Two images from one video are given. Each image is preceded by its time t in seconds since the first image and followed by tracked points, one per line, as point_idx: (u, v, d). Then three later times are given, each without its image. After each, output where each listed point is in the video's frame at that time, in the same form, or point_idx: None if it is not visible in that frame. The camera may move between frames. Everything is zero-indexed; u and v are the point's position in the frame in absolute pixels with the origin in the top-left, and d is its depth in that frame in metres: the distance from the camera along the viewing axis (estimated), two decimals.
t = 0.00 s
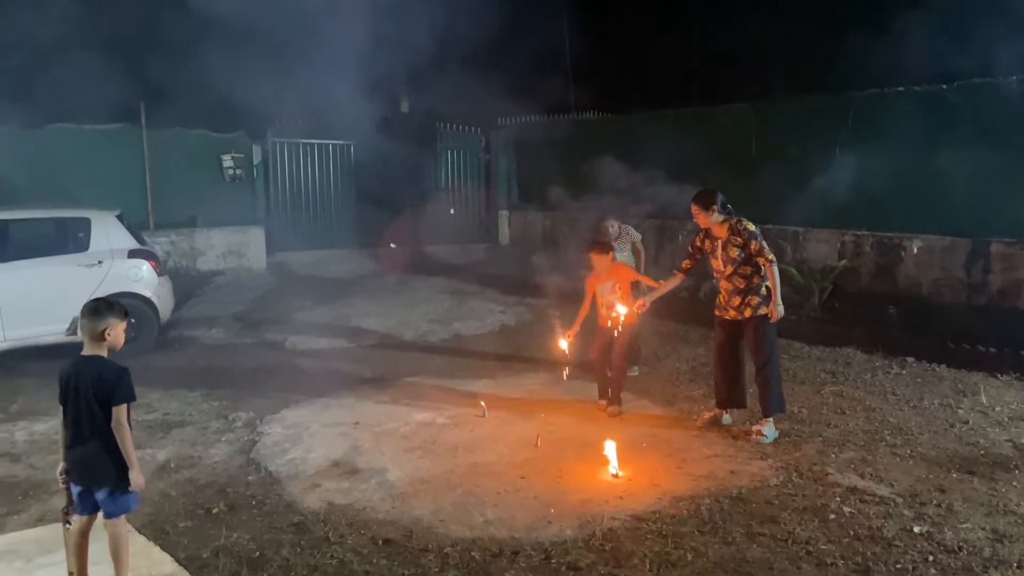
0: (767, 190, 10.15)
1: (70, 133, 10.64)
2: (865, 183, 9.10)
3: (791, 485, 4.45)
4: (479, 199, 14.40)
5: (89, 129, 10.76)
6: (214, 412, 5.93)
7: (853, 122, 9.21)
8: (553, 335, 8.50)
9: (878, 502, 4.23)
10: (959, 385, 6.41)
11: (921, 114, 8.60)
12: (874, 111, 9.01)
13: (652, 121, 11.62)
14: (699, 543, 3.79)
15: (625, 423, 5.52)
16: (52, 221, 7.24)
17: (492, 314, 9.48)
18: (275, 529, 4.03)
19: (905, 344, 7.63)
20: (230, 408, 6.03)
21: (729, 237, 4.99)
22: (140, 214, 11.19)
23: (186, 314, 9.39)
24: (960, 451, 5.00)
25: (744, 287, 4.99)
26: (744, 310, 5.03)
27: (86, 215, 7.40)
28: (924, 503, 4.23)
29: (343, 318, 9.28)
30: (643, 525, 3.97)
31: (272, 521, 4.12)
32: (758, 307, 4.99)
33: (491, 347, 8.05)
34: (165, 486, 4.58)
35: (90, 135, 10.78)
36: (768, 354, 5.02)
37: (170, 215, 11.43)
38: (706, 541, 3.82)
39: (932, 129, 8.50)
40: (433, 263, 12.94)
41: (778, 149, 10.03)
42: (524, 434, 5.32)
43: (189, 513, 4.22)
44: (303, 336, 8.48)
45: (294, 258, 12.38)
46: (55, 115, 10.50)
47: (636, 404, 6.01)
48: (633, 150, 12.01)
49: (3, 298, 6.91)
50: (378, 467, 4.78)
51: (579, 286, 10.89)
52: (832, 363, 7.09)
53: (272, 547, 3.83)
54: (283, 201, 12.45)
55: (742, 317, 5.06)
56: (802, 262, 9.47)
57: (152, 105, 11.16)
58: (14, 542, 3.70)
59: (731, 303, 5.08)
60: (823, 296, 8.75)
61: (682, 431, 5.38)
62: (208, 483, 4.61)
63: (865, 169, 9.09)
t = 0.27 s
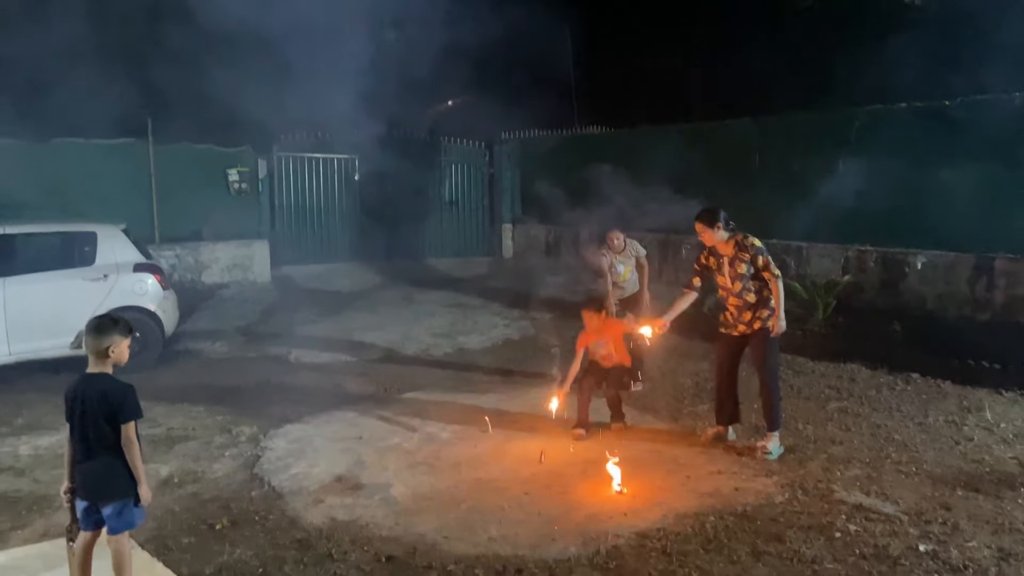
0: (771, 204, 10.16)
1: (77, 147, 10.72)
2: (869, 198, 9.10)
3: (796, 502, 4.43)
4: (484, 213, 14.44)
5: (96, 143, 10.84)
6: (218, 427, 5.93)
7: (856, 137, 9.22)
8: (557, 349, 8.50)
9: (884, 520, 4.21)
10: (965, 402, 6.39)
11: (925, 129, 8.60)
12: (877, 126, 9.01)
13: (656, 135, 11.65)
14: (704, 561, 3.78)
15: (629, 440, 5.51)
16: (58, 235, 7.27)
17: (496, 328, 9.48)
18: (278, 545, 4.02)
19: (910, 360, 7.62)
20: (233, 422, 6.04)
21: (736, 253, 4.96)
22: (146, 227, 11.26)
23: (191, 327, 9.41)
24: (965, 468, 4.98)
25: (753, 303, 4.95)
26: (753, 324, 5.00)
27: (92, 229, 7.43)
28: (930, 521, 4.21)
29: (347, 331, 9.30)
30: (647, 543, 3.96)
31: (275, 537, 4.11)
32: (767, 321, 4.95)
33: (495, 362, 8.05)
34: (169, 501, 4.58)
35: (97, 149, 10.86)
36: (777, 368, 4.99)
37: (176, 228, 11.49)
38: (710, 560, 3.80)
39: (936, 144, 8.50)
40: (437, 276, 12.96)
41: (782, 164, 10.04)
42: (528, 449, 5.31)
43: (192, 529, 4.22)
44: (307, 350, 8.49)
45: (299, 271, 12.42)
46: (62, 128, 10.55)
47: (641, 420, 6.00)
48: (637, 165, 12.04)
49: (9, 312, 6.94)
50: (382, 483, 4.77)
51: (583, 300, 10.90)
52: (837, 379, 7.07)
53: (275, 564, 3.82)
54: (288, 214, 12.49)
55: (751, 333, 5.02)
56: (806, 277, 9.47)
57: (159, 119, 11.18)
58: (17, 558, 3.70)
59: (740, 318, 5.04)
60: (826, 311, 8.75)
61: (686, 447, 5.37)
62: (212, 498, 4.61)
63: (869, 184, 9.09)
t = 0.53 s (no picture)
0: (773, 209, 10.15)
1: (79, 150, 10.76)
2: (872, 203, 9.09)
3: (799, 509, 4.41)
4: (486, 217, 14.44)
5: (98, 146, 10.88)
6: (219, 431, 5.91)
7: (859, 142, 9.20)
8: (558, 354, 8.49)
9: (887, 527, 4.19)
10: (968, 408, 6.36)
11: (928, 134, 8.59)
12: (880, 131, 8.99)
13: (658, 139, 11.65)
14: (706, 568, 3.76)
15: (631, 445, 5.49)
16: (60, 239, 7.26)
17: (497, 332, 9.47)
18: (279, 550, 4.01)
19: (913, 366, 7.60)
20: (234, 427, 6.02)
21: (765, 258, 4.95)
22: (148, 231, 11.28)
23: (192, 331, 9.40)
24: (969, 475, 4.96)
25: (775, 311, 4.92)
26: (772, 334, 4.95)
27: (93, 232, 7.42)
28: (934, 528, 4.19)
29: (348, 335, 9.28)
30: (649, 549, 3.94)
31: (276, 542, 4.09)
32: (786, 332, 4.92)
33: (496, 366, 8.03)
34: (169, 505, 4.57)
35: (99, 152, 10.90)
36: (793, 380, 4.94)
37: (178, 232, 11.51)
38: (713, 566, 3.78)
39: (940, 149, 8.48)
40: (439, 281, 12.94)
41: (784, 169, 10.03)
42: (530, 455, 5.29)
43: (193, 533, 4.20)
44: (308, 354, 8.48)
45: (300, 275, 12.41)
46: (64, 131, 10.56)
47: (642, 425, 5.98)
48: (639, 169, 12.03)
49: (11, 315, 6.93)
50: (383, 488, 4.76)
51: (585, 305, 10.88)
52: (840, 384, 7.05)
53: (275, 570, 3.80)
54: (289, 217, 12.50)
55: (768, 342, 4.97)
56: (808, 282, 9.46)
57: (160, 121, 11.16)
58: (16, 562, 3.68)
59: (759, 327, 4.99)
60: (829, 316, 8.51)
61: (688, 453, 5.35)
62: (212, 503, 4.59)
63: (872, 189, 9.08)
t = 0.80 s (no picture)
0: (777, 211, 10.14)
1: (83, 150, 10.79)
2: (877, 204, 9.06)
3: (802, 510, 4.41)
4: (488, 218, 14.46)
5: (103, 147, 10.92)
6: (221, 430, 5.92)
7: (863, 143, 9.18)
8: (560, 355, 8.48)
9: (890, 528, 4.18)
10: (972, 409, 6.35)
11: (932, 135, 8.57)
12: (884, 132, 8.98)
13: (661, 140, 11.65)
14: (708, 569, 3.75)
15: (633, 446, 5.49)
16: (64, 238, 7.27)
17: (500, 333, 9.47)
18: (281, 549, 4.01)
19: (916, 367, 7.58)
20: (237, 426, 6.03)
21: (801, 256, 4.89)
22: (152, 230, 11.32)
23: (195, 331, 9.41)
24: (972, 476, 4.95)
25: (806, 311, 4.89)
26: (800, 334, 4.93)
27: (97, 232, 7.44)
28: (937, 529, 4.18)
29: (351, 335, 9.29)
30: (652, 549, 3.93)
31: (278, 541, 4.10)
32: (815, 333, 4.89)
33: (498, 367, 8.03)
34: (172, 504, 4.57)
35: (102, 152, 10.92)
36: (816, 382, 4.92)
37: (182, 232, 11.55)
38: (715, 567, 3.78)
39: (944, 150, 8.46)
40: (442, 281, 12.95)
41: (788, 169, 10.02)
42: (532, 455, 5.29)
43: (196, 532, 4.21)
44: (311, 354, 8.48)
45: (303, 275, 12.42)
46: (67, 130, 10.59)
47: (644, 425, 5.98)
48: (642, 169, 12.02)
49: (15, 314, 6.95)
50: (386, 487, 4.76)
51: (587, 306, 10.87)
52: (842, 386, 7.03)
53: (278, 568, 3.81)
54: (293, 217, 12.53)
55: (795, 341, 4.95)
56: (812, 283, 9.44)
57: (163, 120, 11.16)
58: (19, 561, 3.69)
59: (787, 325, 4.98)
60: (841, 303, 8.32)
61: (692, 453, 5.34)
62: (215, 502, 4.59)
63: (876, 190, 9.06)
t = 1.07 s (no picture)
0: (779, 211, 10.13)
1: (85, 148, 10.76)
2: (879, 205, 9.05)
3: (804, 510, 4.41)
4: (491, 218, 14.46)
5: (105, 145, 10.90)
6: (223, 429, 5.93)
7: (867, 143, 9.17)
8: (562, 355, 8.48)
9: (892, 529, 4.18)
10: (973, 410, 6.34)
11: (935, 135, 8.56)
12: (886, 132, 8.97)
13: (663, 140, 11.64)
14: (709, 568, 3.76)
15: (633, 445, 5.49)
16: (66, 237, 7.28)
17: (501, 332, 9.47)
18: (283, 548, 4.02)
19: (918, 368, 7.57)
20: (238, 425, 6.03)
21: (818, 254, 4.84)
22: (154, 229, 11.32)
23: (197, 330, 9.42)
24: (975, 476, 4.94)
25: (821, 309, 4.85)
26: (814, 333, 4.87)
27: (99, 231, 7.45)
28: (939, 530, 4.17)
29: (353, 335, 9.29)
30: (653, 549, 3.94)
31: (280, 540, 4.10)
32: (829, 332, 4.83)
33: (500, 366, 8.03)
34: (174, 503, 4.58)
35: (105, 151, 10.91)
36: (829, 383, 4.86)
37: (184, 231, 11.55)
38: (716, 566, 3.78)
39: (947, 150, 8.45)
40: (444, 280, 12.95)
41: (790, 169, 10.01)
42: (533, 455, 5.29)
43: (197, 531, 4.21)
44: (313, 353, 8.49)
45: (306, 274, 12.42)
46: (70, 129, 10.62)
47: (646, 425, 5.98)
48: (645, 169, 12.01)
49: (17, 313, 6.96)
50: (387, 486, 4.76)
51: (589, 306, 10.86)
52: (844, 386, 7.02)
53: (279, 567, 3.82)
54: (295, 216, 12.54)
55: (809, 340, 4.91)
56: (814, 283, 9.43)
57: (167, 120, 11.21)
58: (21, 559, 3.70)
59: (802, 323, 4.94)
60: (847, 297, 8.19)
61: (693, 453, 5.34)
62: (217, 501, 4.60)
63: (879, 190, 9.05)
